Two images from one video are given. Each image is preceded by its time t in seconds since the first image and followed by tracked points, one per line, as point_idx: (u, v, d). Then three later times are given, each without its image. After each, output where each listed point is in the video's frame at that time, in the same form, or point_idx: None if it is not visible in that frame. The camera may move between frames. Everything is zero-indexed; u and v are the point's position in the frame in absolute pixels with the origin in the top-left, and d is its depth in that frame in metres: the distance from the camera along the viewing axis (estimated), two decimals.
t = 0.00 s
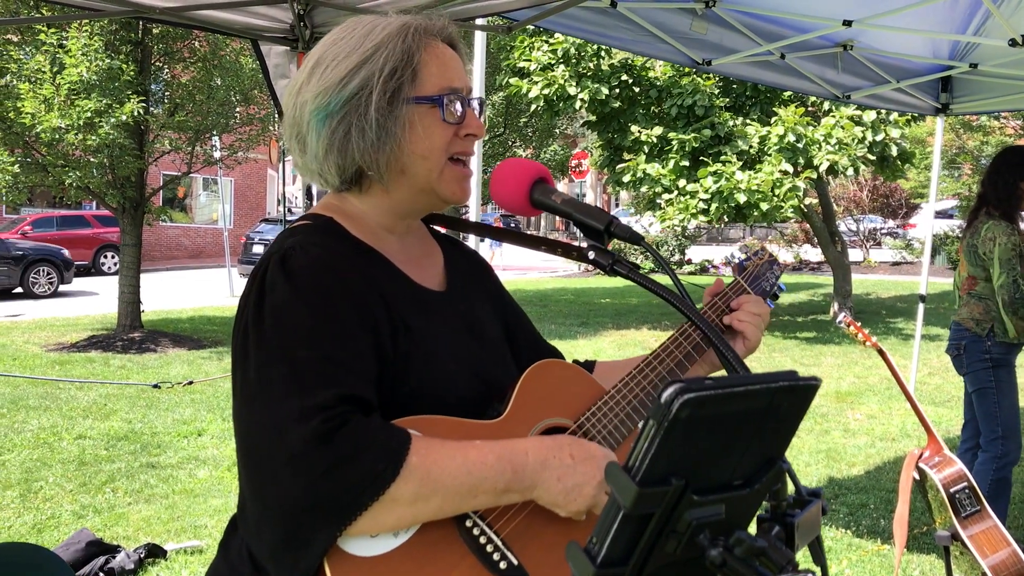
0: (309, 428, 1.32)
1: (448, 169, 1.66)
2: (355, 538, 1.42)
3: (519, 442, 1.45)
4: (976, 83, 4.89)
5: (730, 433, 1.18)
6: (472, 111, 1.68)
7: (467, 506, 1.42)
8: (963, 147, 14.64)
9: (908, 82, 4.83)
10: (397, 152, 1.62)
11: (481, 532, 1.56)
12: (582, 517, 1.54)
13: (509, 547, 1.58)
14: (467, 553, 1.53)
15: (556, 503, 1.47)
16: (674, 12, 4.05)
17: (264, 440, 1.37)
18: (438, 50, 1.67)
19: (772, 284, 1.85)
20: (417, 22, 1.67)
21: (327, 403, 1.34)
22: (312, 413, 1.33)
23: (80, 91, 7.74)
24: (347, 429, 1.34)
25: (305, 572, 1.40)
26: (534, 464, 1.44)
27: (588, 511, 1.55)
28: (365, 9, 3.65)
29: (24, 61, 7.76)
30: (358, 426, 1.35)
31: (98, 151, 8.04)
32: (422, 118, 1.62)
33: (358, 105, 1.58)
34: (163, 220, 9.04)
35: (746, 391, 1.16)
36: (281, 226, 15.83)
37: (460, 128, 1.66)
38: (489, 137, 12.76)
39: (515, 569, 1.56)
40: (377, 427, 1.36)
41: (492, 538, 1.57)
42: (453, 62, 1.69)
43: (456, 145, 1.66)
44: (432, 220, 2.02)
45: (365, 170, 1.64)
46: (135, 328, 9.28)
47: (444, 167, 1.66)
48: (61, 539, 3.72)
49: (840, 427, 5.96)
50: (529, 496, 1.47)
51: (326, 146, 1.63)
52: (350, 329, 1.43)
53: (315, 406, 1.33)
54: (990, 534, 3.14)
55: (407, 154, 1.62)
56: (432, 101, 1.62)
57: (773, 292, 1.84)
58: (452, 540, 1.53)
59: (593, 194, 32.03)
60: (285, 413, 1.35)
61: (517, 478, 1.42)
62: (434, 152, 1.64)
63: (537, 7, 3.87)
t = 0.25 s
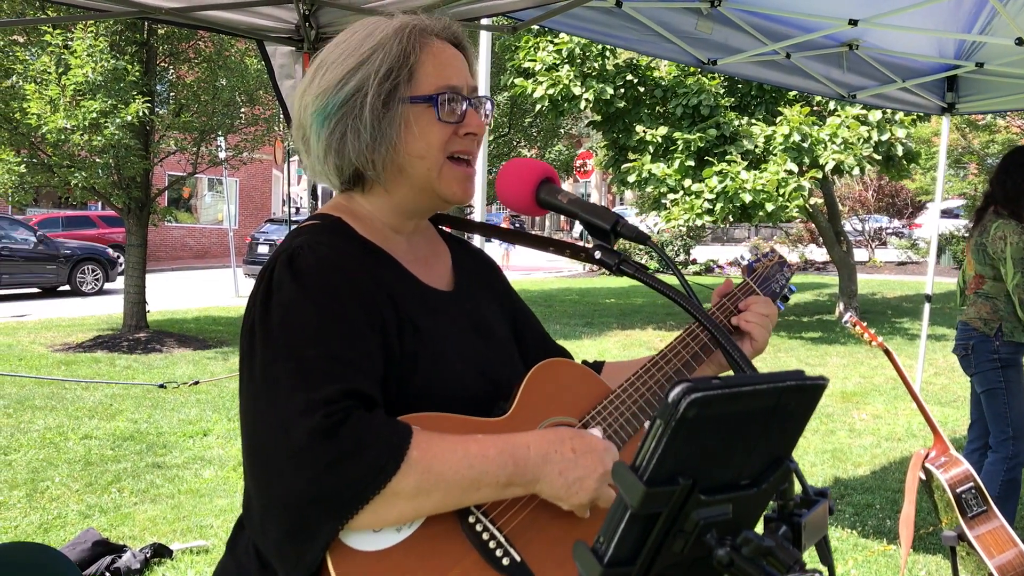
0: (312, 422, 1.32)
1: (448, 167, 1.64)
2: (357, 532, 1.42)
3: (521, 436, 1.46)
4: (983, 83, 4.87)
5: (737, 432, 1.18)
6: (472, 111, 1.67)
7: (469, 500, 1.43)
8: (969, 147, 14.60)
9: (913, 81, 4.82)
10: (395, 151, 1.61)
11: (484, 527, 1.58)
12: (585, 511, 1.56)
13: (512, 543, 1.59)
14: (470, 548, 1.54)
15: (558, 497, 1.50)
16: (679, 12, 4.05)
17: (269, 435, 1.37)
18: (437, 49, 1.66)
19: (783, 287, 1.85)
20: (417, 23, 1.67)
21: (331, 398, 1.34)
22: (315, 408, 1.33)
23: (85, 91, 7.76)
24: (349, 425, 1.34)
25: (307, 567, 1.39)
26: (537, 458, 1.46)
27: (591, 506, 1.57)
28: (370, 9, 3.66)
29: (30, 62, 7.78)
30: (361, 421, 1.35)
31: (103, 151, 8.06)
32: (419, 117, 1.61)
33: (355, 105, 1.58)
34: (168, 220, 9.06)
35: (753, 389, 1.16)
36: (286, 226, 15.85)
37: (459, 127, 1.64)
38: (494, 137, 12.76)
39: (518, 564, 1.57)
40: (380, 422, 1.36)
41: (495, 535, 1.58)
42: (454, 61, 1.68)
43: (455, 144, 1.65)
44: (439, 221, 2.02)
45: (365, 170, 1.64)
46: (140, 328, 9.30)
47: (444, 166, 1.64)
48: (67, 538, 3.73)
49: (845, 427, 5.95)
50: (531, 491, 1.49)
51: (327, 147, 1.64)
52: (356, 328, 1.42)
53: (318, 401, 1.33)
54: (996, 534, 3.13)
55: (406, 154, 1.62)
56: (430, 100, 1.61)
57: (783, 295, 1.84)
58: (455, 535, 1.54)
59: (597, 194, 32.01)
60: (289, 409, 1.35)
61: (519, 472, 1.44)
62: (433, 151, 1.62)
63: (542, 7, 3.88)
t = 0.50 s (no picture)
0: (310, 414, 1.33)
1: (453, 168, 1.63)
2: (353, 524, 1.42)
3: (519, 434, 1.45)
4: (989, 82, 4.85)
5: (745, 432, 1.18)
6: (479, 112, 1.65)
7: (465, 496, 1.42)
8: (975, 147, 14.56)
9: (920, 81, 4.81)
10: (400, 153, 1.62)
11: (481, 524, 1.55)
12: (586, 511, 1.53)
13: (510, 541, 1.56)
14: (466, 544, 1.52)
15: (556, 496, 1.48)
16: (684, 12, 4.05)
17: (270, 426, 1.38)
18: (442, 51, 1.66)
19: (802, 292, 1.83)
20: (423, 26, 1.67)
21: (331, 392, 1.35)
22: (316, 401, 1.34)
23: (92, 91, 7.78)
24: (347, 417, 1.34)
25: (303, 558, 1.40)
26: (535, 456, 1.44)
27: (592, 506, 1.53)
28: (376, 9, 3.66)
29: (37, 62, 7.81)
30: (359, 415, 1.35)
31: (110, 151, 8.09)
32: (423, 119, 1.61)
33: (359, 109, 1.60)
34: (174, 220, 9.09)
35: (763, 389, 1.16)
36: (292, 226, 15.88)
37: (465, 128, 1.63)
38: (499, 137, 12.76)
39: (516, 562, 1.54)
40: (378, 417, 1.37)
41: (492, 531, 1.55)
42: (460, 62, 1.67)
43: (460, 144, 1.63)
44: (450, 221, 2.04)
45: (372, 173, 1.65)
46: (146, 328, 9.32)
47: (450, 166, 1.63)
48: (73, 537, 3.74)
49: (851, 427, 5.94)
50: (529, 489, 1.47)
51: (336, 150, 1.66)
52: (363, 325, 1.43)
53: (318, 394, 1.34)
54: (1003, 534, 3.14)
55: (410, 155, 1.62)
56: (434, 101, 1.61)
57: (803, 300, 1.82)
58: (451, 531, 1.52)
59: (602, 194, 32.00)
60: (290, 401, 1.36)
61: (516, 469, 1.42)
62: (437, 152, 1.62)
63: (548, 7, 3.88)
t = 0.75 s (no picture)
0: (308, 409, 1.34)
1: (460, 168, 1.62)
2: (352, 518, 1.42)
3: (519, 433, 1.44)
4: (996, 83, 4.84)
5: (752, 432, 1.18)
6: (485, 111, 1.64)
7: (463, 493, 1.42)
8: (981, 148, 14.51)
9: (926, 81, 4.80)
10: (406, 154, 1.62)
11: (481, 521, 1.55)
12: (588, 511, 1.51)
13: (509, 538, 1.56)
14: (465, 541, 1.52)
15: (555, 495, 1.44)
16: (690, 12, 4.05)
17: (270, 420, 1.39)
18: (449, 52, 1.66)
19: (826, 292, 1.80)
20: (430, 27, 1.67)
21: (330, 386, 1.35)
22: (315, 395, 1.35)
23: (98, 91, 7.80)
24: (345, 412, 1.34)
25: (300, 551, 1.40)
26: (534, 455, 1.43)
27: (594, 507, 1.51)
28: (383, 9, 3.67)
29: (43, 62, 7.83)
30: (357, 410, 1.35)
31: (116, 151, 8.10)
32: (429, 120, 1.60)
33: (366, 111, 1.62)
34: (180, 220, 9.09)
35: (771, 389, 1.15)
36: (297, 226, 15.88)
37: (471, 128, 1.61)
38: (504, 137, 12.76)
39: (515, 559, 1.54)
40: (376, 412, 1.37)
41: (491, 528, 1.55)
42: (467, 62, 1.67)
43: (467, 144, 1.62)
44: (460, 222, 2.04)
45: (380, 174, 1.66)
46: (152, 327, 9.34)
47: (455, 167, 1.62)
48: (80, 536, 3.75)
49: (857, 427, 5.93)
50: (528, 487, 1.45)
51: (347, 151, 1.68)
52: (368, 323, 1.44)
53: (318, 389, 1.35)
54: (1010, 536, 3.13)
55: (416, 157, 1.62)
56: (439, 102, 1.60)
57: (827, 302, 1.80)
58: (451, 527, 1.52)
59: (607, 194, 31.95)
60: (290, 395, 1.36)
61: (513, 467, 1.41)
62: (443, 151, 1.61)
63: (554, 7, 3.88)
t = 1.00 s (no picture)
0: (310, 408, 1.35)
1: (471, 169, 1.62)
2: (353, 514, 1.42)
3: (521, 434, 1.44)
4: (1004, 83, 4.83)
5: (761, 433, 1.17)
6: (497, 113, 1.64)
7: (463, 493, 1.42)
8: (989, 148, 14.46)
9: (935, 81, 4.79)
10: (418, 156, 1.64)
11: (482, 520, 1.54)
12: (592, 513, 1.51)
13: (510, 538, 1.54)
14: (464, 540, 1.50)
15: (555, 496, 1.44)
16: (698, 12, 4.05)
17: (275, 417, 1.40)
18: (462, 54, 1.66)
19: (849, 298, 1.81)
20: (444, 30, 1.68)
21: (332, 385, 1.36)
22: (317, 393, 1.36)
23: (106, 91, 7.82)
24: (346, 411, 1.35)
25: (302, 547, 1.41)
26: (535, 455, 1.43)
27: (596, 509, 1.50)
28: (392, 9, 3.68)
29: (51, 62, 7.86)
30: (358, 410, 1.36)
31: (123, 151, 8.12)
32: (439, 122, 1.61)
33: (378, 115, 1.64)
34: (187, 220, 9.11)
35: (781, 390, 1.15)
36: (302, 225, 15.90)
37: (482, 130, 1.61)
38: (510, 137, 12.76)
39: (515, 560, 1.52)
40: (378, 411, 1.37)
41: (492, 528, 1.54)
42: (480, 64, 1.67)
43: (478, 146, 1.62)
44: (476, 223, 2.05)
45: (394, 176, 1.68)
46: (159, 326, 9.37)
47: (466, 168, 1.62)
48: (88, 534, 3.76)
49: (864, 428, 5.92)
50: (529, 488, 1.45)
51: (363, 154, 1.71)
52: (378, 323, 1.45)
53: (321, 387, 1.36)
54: (1018, 537, 3.12)
55: (428, 159, 1.63)
56: (450, 103, 1.61)
57: (850, 309, 1.80)
58: (452, 525, 1.51)
59: (612, 194, 31.90)
60: (294, 393, 1.38)
61: (513, 467, 1.41)
62: (454, 153, 1.61)
63: (562, 6, 3.88)
